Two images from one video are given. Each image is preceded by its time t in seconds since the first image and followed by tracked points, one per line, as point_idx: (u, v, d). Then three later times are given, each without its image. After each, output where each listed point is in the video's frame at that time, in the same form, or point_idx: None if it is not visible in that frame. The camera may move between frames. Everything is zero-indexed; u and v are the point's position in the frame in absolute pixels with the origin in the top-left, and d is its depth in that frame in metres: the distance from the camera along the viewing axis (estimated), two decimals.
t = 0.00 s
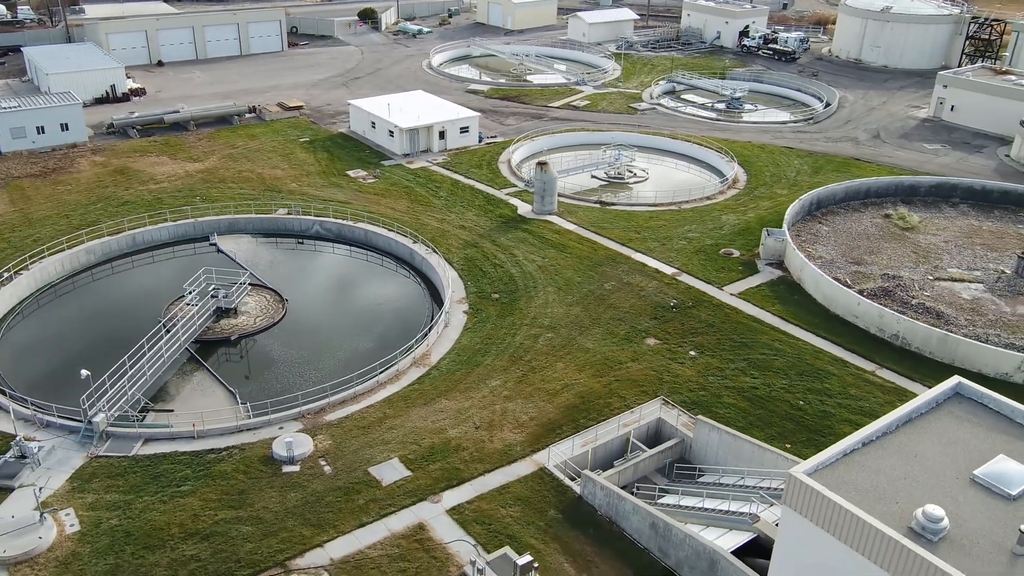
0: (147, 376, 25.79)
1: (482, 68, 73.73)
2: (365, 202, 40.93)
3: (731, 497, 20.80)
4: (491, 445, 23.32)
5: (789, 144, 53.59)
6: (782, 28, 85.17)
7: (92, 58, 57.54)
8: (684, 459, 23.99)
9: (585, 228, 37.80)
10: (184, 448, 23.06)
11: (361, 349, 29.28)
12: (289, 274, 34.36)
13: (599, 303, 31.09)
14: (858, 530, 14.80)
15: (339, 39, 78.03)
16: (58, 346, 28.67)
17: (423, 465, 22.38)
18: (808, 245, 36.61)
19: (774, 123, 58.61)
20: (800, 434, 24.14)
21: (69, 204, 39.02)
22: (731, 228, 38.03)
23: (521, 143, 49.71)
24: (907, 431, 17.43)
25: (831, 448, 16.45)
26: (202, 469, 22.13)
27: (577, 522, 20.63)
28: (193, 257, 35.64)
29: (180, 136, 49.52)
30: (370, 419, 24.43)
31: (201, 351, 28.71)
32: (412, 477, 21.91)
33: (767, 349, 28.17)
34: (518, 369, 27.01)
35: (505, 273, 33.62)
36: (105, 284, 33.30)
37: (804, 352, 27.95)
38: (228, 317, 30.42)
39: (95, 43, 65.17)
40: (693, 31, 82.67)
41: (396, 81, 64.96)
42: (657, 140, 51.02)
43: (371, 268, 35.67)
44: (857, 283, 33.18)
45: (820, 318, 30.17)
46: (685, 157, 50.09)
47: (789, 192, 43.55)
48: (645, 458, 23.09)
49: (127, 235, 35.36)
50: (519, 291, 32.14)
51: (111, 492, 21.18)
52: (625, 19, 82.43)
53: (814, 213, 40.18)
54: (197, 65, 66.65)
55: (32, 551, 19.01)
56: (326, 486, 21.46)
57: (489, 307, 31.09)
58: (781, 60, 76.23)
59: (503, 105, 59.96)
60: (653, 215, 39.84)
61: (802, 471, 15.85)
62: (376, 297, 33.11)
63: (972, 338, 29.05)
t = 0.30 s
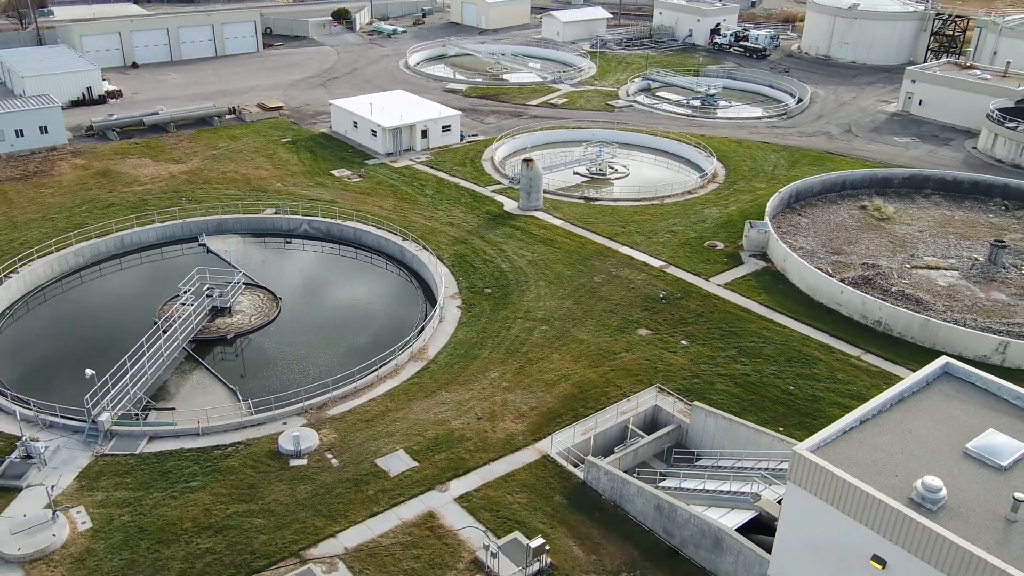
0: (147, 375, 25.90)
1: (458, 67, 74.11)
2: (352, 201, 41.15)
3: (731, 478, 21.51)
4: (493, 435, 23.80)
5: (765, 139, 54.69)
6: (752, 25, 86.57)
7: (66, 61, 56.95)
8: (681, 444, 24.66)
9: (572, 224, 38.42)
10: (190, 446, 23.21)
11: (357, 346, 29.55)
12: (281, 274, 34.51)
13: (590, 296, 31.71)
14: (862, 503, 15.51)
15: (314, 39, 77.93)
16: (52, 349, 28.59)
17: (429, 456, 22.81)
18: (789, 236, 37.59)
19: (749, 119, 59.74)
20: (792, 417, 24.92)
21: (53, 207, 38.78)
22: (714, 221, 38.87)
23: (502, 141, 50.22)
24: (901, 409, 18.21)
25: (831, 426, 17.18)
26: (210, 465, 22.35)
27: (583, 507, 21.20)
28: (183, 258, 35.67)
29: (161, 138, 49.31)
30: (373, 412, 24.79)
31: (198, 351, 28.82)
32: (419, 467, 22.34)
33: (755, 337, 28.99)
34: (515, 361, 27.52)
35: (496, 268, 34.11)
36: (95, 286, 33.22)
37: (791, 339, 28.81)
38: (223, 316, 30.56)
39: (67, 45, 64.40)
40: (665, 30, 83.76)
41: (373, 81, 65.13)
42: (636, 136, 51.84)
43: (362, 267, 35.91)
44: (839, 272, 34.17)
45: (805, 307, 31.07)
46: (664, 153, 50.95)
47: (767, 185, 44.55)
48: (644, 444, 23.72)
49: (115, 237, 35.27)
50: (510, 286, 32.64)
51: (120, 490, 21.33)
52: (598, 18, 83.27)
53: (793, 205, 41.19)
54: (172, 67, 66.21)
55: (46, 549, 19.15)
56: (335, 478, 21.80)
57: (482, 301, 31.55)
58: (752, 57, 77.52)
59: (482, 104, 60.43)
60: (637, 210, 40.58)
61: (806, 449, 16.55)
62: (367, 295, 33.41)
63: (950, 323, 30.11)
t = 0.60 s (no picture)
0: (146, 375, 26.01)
1: (433, 66, 74.41)
2: (338, 200, 41.33)
3: (728, 459, 22.24)
4: (494, 425, 24.30)
5: (739, 134, 55.76)
6: (721, 23, 87.92)
7: (39, 63, 56.30)
8: (676, 429, 25.36)
9: (557, 219, 39.01)
10: (194, 442, 23.37)
11: (352, 343, 29.85)
12: (271, 273, 34.67)
13: (580, 289, 32.33)
14: (861, 476, 16.27)
15: (287, 39, 77.70)
16: (46, 352, 28.53)
17: (432, 446, 23.24)
18: (769, 228, 38.56)
19: (723, 115, 60.82)
20: (782, 401, 25.73)
21: (36, 210, 38.49)
22: (695, 214, 39.71)
23: (483, 138, 50.69)
24: (892, 388, 19.03)
25: (828, 404, 17.95)
26: (216, 461, 22.56)
27: (586, 491, 21.79)
28: (170, 259, 35.67)
29: (140, 139, 49.02)
30: (374, 405, 25.17)
31: (193, 349, 28.93)
32: (424, 457, 22.77)
33: (743, 325, 29.81)
34: (511, 353, 28.06)
35: (485, 263, 34.60)
36: (83, 289, 33.14)
37: (777, 326, 29.68)
38: (217, 315, 30.69)
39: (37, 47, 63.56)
40: (636, 28, 84.77)
41: (350, 81, 65.20)
42: (615, 133, 52.58)
43: (352, 265, 36.14)
44: (819, 262, 35.16)
45: (788, 295, 31.98)
46: (643, 149, 51.75)
47: (745, 179, 45.52)
48: (641, 430, 24.37)
49: (102, 239, 35.17)
50: (501, 280, 33.15)
51: (128, 486, 21.49)
52: (570, 16, 84.02)
53: (771, 198, 42.20)
54: (146, 68, 65.68)
55: (59, 546, 19.28)
56: (342, 470, 22.15)
57: (474, 296, 32.01)
58: (723, 53, 78.74)
59: (460, 103, 60.85)
60: (620, 204, 41.28)
61: (806, 427, 17.28)
62: (358, 292, 33.66)
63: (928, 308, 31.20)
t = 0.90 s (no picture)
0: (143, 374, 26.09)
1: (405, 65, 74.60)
2: (320, 199, 41.48)
3: (721, 440, 23.01)
4: (492, 414, 24.81)
5: (711, 128, 56.82)
6: (688, 20, 89.20)
7: (8, 65, 55.51)
8: (667, 414, 26.08)
9: (539, 213, 39.60)
10: (196, 438, 23.54)
11: (344, 339, 30.12)
12: (257, 272, 34.79)
13: (566, 281, 32.96)
14: (855, 448, 17.06)
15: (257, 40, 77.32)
16: (37, 354, 28.46)
17: (433, 436, 23.69)
18: (746, 219, 39.53)
19: (694, 110, 61.88)
20: (769, 384, 26.59)
21: (15, 213, 38.13)
22: (674, 207, 40.55)
23: (461, 136, 51.12)
24: (878, 366, 19.88)
25: (820, 383, 18.73)
26: (220, 455, 22.77)
27: (585, 475, 22.40)
28: (155, 260, 35.63)
29: (115, 141, 48.64)
30: (372, 398, 25.54)
31: (186, 348, 29.04)
32: (425, 447, 23.22)
33: (727, 312, 30.65)
34: (503, 344, 28.59)
35: (472, 257, 35.08)
36: (68, 292, 32.93)
37: (759, 313, 30.57)
38: (207, 314, 30.80)
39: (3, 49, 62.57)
40: (605, 25, 85.72)
41: (323, 81, 65.18)
42: (591, 129, 53.35)
43: (338, 263, 36.36)
44: (796, 251, 36.17)
45: (769, 283, 32.91)
46: (619, 144, 52.57)
47: (720, 172, 46.51)
48: (635, 415, 25.05)
49: (85, 241, 35.02)
50: (488, 274, 33.66)
51: (133, 483, 21.63)
52: (539, 14, 84.67)
53: (747, 190, 43.22)
54: (116, 70, 65.02)
55: (69, 543, 19.41)
56: (346, 461, 22.51)
57: (463, 290, 32.45)
58: (691, 50, 79.91)
59: (435, 101, 61.18)
60: (600, 198, 42.00)
61: (801, 404, 18.04)
62: (345, 290, 33.91)
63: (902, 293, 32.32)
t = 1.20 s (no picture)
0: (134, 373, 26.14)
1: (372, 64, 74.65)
2: (298, 198, 41.58)
3: (708, 421, 23.83)
4: (484, 403, 25.34)
5: (679, 123, 57.90)
6: (650, 17, 90.45)
7: None
8: (653, 399, 26.83)
9: (517, 208, 40.18)
10: (192, 435, 23.70)
11: (332, 337, 30.37)
12: (239, 272, 34.87)
13: (548, 273, 33.59)
14: (843, 422, 17.91)
15: (222, 41, 76.75)
16: (22, 358, 28.32)
17: (428, 426, 24.15)
18: (718, 210, 40.55)
19: (660, 105, 62.91)
20: (750, 367, 27.49)
21: None
22: (648, 200, 41.41)
23: (434, 134, 51.50)
24: (859, 345, 20.81)
25: (806, 361, 19.58)
26: (218, 451, 22.98)
27: (579, 458, 23.05)
28: (135, 262, 35.51)
29: (85, 144, 48.15)
30: (365, 391, 25.91)
31: (174, 348, 29.09)
32: (421, 436, 23.68)
33: (706, 300, 31.53)
34: (490, 336, 29.13)
35: (454, 252, 35.55)
36: (48, 296, 32.72)
37: (737, 300, 31.51)
38: (193, 314, 30.85)
39: None
40: (569, 23, 86.57)
41: (291, 81, 65.02)
42: (563, 125, 54.07)
43: (319, 262, 36.56)
44: (768, 240, 37.23)
45: (744, 271, 33.89)
46: (590, 140, 53.36)
47: (690, 165, 47.52)
48: (623, 400, 25.75)
49: (63, 244, 34.78)
50: (471, 268, 34.16)
51: (133, 480, 21.78)
52: (504, 13, 85.18)
53: (718, 182, 44.28)
54: (79, 73, 64.17)
55: (74, 540, 19.56)
56: (344, 453, 22.88)
57: (447, 285, 32.90)
58: (654, 46, 80.99)
59: (405, 100, 61.41)
60: (575, 193, 42.72)
61: (790, 381, 18.86)
62: (328, 288, 34.12)
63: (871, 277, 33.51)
